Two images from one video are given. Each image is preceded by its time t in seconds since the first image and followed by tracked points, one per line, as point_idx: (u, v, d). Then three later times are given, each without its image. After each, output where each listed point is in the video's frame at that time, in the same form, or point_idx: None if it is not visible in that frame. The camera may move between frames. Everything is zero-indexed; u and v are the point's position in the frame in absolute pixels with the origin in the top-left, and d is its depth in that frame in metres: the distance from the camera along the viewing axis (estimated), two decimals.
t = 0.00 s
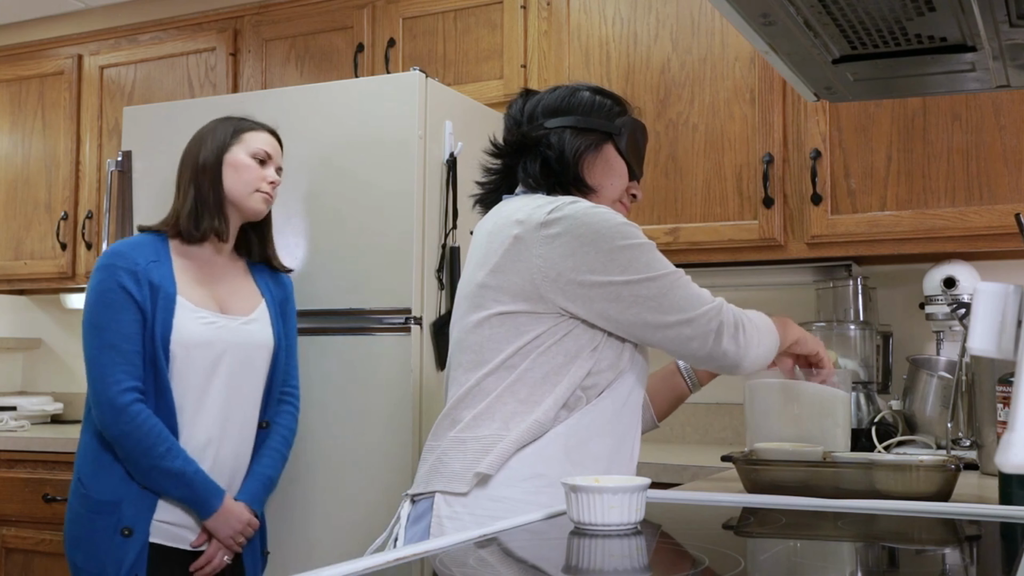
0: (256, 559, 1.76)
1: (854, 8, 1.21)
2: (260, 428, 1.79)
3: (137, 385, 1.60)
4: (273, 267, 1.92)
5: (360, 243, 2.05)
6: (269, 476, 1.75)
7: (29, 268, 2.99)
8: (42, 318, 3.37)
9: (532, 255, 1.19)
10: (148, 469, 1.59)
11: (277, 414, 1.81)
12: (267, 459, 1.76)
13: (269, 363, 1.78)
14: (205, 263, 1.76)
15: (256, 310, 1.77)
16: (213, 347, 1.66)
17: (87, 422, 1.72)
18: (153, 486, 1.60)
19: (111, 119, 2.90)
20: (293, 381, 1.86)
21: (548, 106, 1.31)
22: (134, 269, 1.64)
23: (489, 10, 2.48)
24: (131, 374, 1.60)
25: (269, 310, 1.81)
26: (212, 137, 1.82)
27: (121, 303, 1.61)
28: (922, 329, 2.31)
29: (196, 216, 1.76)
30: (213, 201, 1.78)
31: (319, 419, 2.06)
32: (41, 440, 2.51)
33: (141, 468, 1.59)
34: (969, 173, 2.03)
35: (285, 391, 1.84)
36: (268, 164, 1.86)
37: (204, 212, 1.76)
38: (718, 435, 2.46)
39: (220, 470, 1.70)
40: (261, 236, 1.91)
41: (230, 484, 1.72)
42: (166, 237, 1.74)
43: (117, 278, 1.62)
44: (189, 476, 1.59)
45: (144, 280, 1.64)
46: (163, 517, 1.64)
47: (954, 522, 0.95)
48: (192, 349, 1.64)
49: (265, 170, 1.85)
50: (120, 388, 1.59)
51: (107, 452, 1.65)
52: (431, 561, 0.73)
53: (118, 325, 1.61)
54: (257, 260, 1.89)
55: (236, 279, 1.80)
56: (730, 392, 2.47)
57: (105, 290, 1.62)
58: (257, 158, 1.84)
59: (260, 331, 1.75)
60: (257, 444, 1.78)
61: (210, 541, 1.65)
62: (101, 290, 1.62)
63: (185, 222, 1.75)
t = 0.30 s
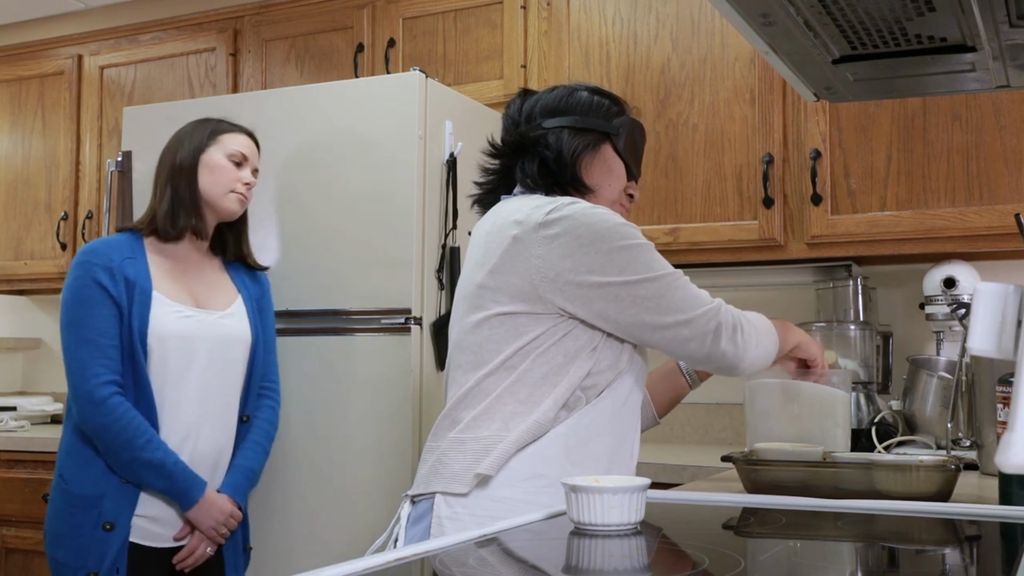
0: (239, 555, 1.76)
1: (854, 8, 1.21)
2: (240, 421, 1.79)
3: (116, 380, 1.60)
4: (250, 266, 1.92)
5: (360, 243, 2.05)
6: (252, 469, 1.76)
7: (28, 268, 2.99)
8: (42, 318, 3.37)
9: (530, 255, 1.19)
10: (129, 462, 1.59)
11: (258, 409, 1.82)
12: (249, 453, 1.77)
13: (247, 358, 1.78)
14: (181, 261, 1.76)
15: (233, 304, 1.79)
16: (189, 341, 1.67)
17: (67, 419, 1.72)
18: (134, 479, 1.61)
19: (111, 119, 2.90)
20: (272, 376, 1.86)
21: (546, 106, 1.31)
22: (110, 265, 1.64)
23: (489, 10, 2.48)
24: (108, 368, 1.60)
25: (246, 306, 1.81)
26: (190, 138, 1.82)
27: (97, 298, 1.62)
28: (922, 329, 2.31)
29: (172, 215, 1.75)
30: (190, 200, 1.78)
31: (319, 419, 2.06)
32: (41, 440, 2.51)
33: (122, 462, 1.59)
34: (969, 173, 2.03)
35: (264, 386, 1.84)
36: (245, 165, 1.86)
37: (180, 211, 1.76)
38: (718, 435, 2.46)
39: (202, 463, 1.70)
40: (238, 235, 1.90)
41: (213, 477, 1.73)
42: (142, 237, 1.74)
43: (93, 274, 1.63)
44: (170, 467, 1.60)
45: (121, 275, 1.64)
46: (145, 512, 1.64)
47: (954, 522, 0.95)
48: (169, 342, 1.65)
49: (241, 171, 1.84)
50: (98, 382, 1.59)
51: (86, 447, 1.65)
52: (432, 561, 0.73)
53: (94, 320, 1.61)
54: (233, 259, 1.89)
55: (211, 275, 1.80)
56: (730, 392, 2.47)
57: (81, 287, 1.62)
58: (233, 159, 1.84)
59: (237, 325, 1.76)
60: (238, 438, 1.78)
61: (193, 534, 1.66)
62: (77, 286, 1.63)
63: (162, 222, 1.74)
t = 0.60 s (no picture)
0: (228, 552, 1.76)
1: (854, 8, 1.21)
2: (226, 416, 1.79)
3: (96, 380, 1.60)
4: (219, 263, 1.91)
5: (360, 243, 2.05)
6: (241, 461, 1.76)
7: (28, 268, 2.98)
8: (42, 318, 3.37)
9: (528, 255, 1.18)
10: (115, 461, 1.59)
11: (243, 403, 1.82)
12: (237, 446, 1.77)
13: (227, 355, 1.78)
14: (150, 261, 1.75)
15: (210, 300, 1.79)
16: (172, 337, 1.67)
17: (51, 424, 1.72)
18: (121, 478, 1.61)
19: (111, 119, 2.90)
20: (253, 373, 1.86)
21: (544, 106, 1.31)
22: (86, 267, 1.64)
23: (489, 10, 2.48)
24: (88, 369, 1.60)
25: (224, 301, 1.82)
26: (154, 137, 1.80)
27: (75, 300, 1.62)
28: (922, 329, 2.31)
29: (138, 217, 1.75)
30: (155, 200, 1.77)
31: (318, 419, 2.06)
32: (42, 440, 2.51)
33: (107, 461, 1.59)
34: (969, 173, 2.03)
35: (246, 381, 1.84)
36: (211, 165, 1.84)
37: (146, 213, 1.75)
38: (718, 435, 2.46)
39: (191, 459, 1.70)
40: (208, 232, 1.89)
41: (203, 471, 1.73)
42: (112, 239, 1.73)
43: (69, 277, 1.62)
44: (157, 463, 1.60)
45: (97, 276, 1.64)
46: (135, 510, 1.64)
47: (953, 522, 0.95)
48: (150, 339, 1.65)
49: (208, 170, 1.83)
50: (78, 383, 1.59)
51: (71, 449, 1.65)
52: (431, 561, 0.73)
53: (71, 321, 1.61)
54: (201, 257, 1.88)
55: (184, 273, 1.80)
56: (730, 392, 2.47)
57: (57, 289, 1.62)
58: (199, 159, 1.83)
59: (215, 321, 1.76)
60: (223, 432, 1.78)
61: (185, 528, 1.67)
62: (53, 289, 1.63)
63: (128, 225, 1.74)
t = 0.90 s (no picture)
0: (225, 550, 1.76)
1: (854, 8, 1.21)
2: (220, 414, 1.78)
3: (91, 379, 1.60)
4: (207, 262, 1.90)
5: (360, 243, 2.05)
6: (236, 459, 1.76)
7: (28, 268, 2.98)
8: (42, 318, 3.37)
9: (527, 255, 1.18)
10: (112, 459, 1.59)
11: (237, 401, 1.81)
12: (233, 444, 1.77)
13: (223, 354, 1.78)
14: (140, 262, 1.75)
15: (203, 298, 1.79)
16: (166, 335, 1.67)
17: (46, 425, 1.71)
18: (119, 477, 1.61)
19: (110, 119, 2.90)
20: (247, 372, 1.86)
21: (542, 106, 1.31)
22: (79, 267, 1.64)
23: (489, 10, 2.48)
24: (83, 368, 1.60)
25: (213, 299, 1.81)
26: (143, 137, 1.80)
27: (69, 300, 1.62)
28: (922, 329, 2.31)
29: (127, 218, 1.75)
30: (144, 201, 1.77)
31: (318, 419, 2.06)
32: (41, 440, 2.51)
33: (105, 460, 1.59)
34: (969, 173, 2.03)
35: (240, 380, 1.84)
36: (200, 164, 1.84)
37: (135, 213, 1.75)
38: (717, 435, 2.46)
39: (189, 457, 1.70)
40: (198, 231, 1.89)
41: (200, 469, 1.73)
42: (102, 240, 1.73)
43: (62, 277, 1.62)
44: (155, 462, 1.60)
45: (90, 276, 1.64)
46: (133, 509, 1.64)
47: (954, 522, 0.95)
48: (144, 338, 1.65)
49: (197, 170, 1.83)
50: (74, 382, 1.59)
51: (68, 449, 1.65)
52: (431, 562, 0.73)
53: (65, 320, 1.61)
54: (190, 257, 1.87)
55: (176, 273, 1.80)
56: (730, 392, 2.47)
57: (51, 290, 1.62)
58: (188, 159, 1.82)
59: (208, 319, 1.76)
60: (218, 430, 1.78)
61: (183, 525, 1.67)
62: (46, 290, 1.62)
63: (117, 225, 1.74)
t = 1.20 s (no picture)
0: (228, 550, 1.77)
1: (854, 8, 1.21)
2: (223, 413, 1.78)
3: (96, 379, 1.60)
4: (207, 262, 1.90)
5: (359, 243, 2.05)
6: (239, 457, 1.76)
7: (29, 268, 2.98)
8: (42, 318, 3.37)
9: (526, 255, 1.18)
10: (119, 459, 1.59)
11: (239, 400, 1.81)
12: (235, 443, 1.77)
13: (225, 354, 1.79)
14: (141, 262, 1.76)
15: (204, 298, 1.79)
16: (169, 336, 1.67)
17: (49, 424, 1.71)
18: (126, 477, 1.61)
19: (110, 119, 2.90)
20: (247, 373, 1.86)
21: (542, 107, 1.31)
22: (83, 266, 1.64)
23: (489, 10, 2.48)
24: (88, 368, 1.60)
25: (214, 299, 1.81)
26: (143, 136, 1.80)
27: (73, 299, 1.61)
28: (922, 329, 2.31)
29: (127, 218, 1.74)
30: (145, 201, 1.77)
31: (318, 419, 2.06)
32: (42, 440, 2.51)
33: (111, 460, 1.59)
34: (969, 173, 2.03)
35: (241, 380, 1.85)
36: (199, 165, 1.84)
37: (135, 214, 1.75)
38: (717, 435, 2.46)
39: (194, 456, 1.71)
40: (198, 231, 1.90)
41: (204, 468, 1.73)
42: (103, 240, 1.73)
43: (66, 276, 1.62)
44: (161, 461, 1.60)
45: (94, 275, 1.64)
46: (139, 508, 1.64)
47: (954, 521, 0.95)
48: (148, 338, 1.65)
49: (196, 170, 1.83)
50: (80, 381, 1.59)
51: (72, 449, 1.64)
52: (430, 561, 0.73)
53: (71, 319, 1.61)
54: (189, 257, 1.87)
55: (177, 273, 1.80)
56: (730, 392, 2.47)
57: (55, 289, 1.62)
58: (188, 159, 1.83)
59: (210, 318, 1.76)
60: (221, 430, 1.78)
61: (189, 524, 1.67)
62: (49, 290, 1.62)
63: (117, 226, 1.74)
